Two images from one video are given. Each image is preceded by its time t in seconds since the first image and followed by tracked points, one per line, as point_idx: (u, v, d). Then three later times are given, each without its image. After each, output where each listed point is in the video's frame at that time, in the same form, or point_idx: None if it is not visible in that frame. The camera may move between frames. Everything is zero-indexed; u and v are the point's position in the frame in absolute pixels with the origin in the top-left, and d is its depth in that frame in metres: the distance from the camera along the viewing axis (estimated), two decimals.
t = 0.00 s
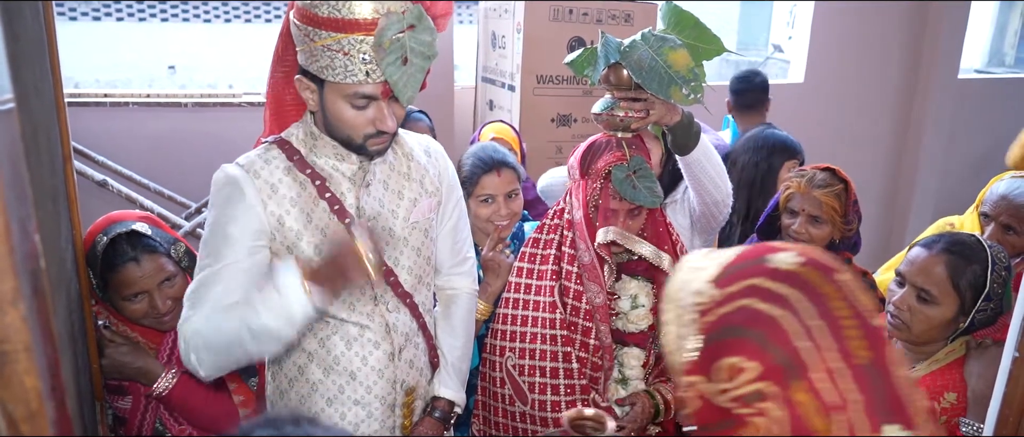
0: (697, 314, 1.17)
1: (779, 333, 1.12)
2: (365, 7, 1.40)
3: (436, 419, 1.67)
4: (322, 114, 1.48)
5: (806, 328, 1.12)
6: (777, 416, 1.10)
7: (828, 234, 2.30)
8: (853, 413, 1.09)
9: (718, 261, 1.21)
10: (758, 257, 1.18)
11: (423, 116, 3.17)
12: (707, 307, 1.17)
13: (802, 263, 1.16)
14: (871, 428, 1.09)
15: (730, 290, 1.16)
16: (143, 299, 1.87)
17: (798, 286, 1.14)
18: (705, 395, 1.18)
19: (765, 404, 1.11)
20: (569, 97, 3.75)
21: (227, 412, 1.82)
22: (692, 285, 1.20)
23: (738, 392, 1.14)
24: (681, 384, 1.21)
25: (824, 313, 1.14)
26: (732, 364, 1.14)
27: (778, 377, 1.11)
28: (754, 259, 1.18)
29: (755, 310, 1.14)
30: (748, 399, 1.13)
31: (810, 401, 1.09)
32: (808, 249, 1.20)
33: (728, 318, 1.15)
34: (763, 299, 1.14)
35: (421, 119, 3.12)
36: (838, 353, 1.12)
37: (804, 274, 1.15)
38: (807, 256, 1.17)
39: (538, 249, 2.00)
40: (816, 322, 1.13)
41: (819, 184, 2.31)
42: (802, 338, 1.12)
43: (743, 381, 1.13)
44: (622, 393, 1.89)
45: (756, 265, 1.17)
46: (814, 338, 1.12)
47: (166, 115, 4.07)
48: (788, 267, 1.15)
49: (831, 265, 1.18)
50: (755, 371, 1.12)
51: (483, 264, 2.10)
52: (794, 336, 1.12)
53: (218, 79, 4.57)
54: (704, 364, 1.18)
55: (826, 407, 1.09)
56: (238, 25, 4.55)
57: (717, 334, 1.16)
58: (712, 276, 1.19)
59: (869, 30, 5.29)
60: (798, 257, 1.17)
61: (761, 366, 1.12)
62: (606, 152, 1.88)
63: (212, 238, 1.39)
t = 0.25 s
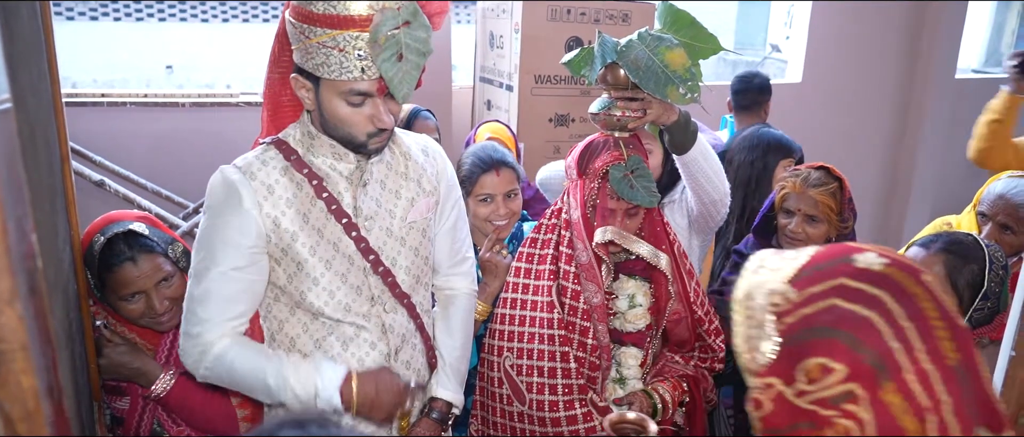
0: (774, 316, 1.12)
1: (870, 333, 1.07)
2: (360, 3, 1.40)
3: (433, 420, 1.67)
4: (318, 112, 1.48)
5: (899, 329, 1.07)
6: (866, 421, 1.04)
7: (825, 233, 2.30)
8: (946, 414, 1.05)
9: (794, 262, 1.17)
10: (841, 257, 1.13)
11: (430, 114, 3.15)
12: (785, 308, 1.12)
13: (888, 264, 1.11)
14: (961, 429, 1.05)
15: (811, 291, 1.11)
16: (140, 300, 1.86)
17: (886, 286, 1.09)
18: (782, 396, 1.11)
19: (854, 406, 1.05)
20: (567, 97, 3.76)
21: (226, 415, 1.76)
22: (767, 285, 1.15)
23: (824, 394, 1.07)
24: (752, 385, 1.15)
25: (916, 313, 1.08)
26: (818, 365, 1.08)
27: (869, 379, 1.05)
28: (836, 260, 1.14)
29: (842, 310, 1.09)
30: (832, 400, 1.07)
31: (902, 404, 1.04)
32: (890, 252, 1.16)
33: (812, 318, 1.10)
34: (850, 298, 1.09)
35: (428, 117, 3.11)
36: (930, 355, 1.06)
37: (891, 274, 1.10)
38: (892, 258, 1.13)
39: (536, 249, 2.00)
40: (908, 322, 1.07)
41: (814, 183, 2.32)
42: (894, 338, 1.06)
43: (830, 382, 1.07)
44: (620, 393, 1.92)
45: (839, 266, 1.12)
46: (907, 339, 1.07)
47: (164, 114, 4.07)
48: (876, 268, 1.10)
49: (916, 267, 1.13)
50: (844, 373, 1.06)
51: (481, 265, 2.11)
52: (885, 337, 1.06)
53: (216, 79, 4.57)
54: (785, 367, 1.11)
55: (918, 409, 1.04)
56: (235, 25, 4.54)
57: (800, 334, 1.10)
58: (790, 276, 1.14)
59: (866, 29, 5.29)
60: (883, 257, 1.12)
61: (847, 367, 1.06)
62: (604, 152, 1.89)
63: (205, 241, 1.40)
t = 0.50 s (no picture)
0: (822, 330, 1.11)
1: (928, 350, 1.07)
2: None
3: (430, 420, 1.67)
4: (314, 109, 1.48)
5: (955, 345, 1.08)
6: None
7: (822, 231, 2.32)
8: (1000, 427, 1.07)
9: (841, 274, 1.15)
10: (892, 268, 1.12)
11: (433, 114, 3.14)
12: (834, 322, 1.11)
13: (941, 277, 1.11)
14: None
15: (862, 305, 1.10)
16: (135, 300, 1.86)
17: (941, 300, 1.09)
18: (830, 411, 1.08)
19: (909, 422, 1.06)
20: (564, 97, 3.76)
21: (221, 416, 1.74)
22: (813, 297, 1.14)
23: (878, 410, 1.07)
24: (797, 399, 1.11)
25: (970, 328, 1.09)
26: (870, 381, 1.07)
27: (922, 394, 1.06)
28: (887, 272, 1.12)
29: (897, 325, 1.08)
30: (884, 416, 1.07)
31: (960, 420, 1.06)
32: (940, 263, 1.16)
33: (864, 333, 1.09)
34: (903, 313, 1.09)
35: (433, 117, 3.12)
36: (985, 369, 1.08)
37: (944, 287, 1.10)
38: (944, 270, 1.12)
39: (533, 248, 2.00)
40: (964, 338, 1.08)
41: (812, 181, 2.33)
42: (950, 354, 1.07)
43: (885, 399, 1.06)
44: (617, 392, 1.92)
45: (891, 278, 1.11)
46: (964, 355, 1.08)
47: (161, 114, 4.07)
48: (930, 282, 1.10)
49: (968, 279, 1.13)
50: (899, 389, 1.06)
51: (479, 265, 2.12)
52: (941, 352, 1.07)
53: (213, 79, 4.56)
54: (837, 381, 1.09)
55: (976, 424, 1.06)
56: (233, 25, 4.54)
57: (852, 349, 1.09)
58: (838, 288, 1.13)
59: (863, 29, 5.31)
60: (935, 269, 1.12)
61: (902, 382, 1.06)
62: (601, 151, 1.90)
63: (202, 240, 1.41)
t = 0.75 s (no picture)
0: (836, 333, 1.11)
1: (944, 354, 1.06)
2: None
3: (425, 423, 1.68)
4: (308, 111, 1.49)
5: (971, 349, 1.07)
6: None
7: (817, 231, 2.32)
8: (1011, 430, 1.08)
9: (856, 277, 1.16)
10: (909, 272, 1.12)
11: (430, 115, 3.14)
12: (849, 324, 1.11)
13: (957, 282, 1.10)
14: None
15: (877, 308, 1.10)
16: (128, 303, 1.86)
17: (958, 306, 1.08)
18: (842, 412, 1.10)
19: (922, 425, 1.06)
20: (559, 98, 3.76)
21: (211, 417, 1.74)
22: (827, 300, 1.14)
23: (891, 413, 1.07)
24: (810, 401, 1.14)
25: (986, 333, 1.08)
26: (884, 384, 1.07)
27: (936, 398, 1.06)
28: (903, 276, 1.12)
29: (913, 329, 1.07)
30: (897, 420, 1.07)
31: (973, 424, 1.06)
32: (957, 267, 1.15)
33: (879, 336, 1.08)
34: (918, 317, 1.08)
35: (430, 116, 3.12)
36: (1000, 374, 1.08)
37: (961, 292, 1.09)
38: (961, 275, 1.12)
39: (528, 250, 2.00)
40: (980, 343, 1.07)
41: (806, 182, 2.33)
42: (966, 358, 1.06)
43: (898, 403, 1.07)
44: (612, 393, 1.94)
45: (907, 282, 1.11)
46: (980, 360, 1.07)
47: (156, 116, 4.06)
48: (947, 286, 1.09)
49: (985, 284, 1.12)
50: (913, 393, 1.06)
51: (474, 266, 2.11)
52: (957, 357, 1.06)
53: (207, 81, 4.55)
54: (850, 385, 1.09)
55: (987, 428, 1.07)
56: (227, 27, 4.53)
57: (866, 353, 1.09)
58: (851, 292, 1.13)
59: (857, 31, 5.33)
60: (950, 274, 1.11)
61: (916, 386, 1.06)
62: (595, 153, 1.90)
63: (197, 244, 1.40)
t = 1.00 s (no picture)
0: (844, 321, 1.15)
1: (949, 346, 1.09)
2: None
3: (422, 420, 1.68)
4: (301, 107, 1.49)
5: (977, 342, 1.10)
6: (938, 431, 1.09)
7: (811, 226, 2.33)
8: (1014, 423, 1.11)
9: (868, 267, 1.19)
10: (920, 265, 1.15)
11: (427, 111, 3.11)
12: (857, 313, 1.15)
13: (968, 275, 1.13)
14: None
15: (886, 298, 1.13)
16: (125, 300, 1.85)
17: (965, 298, 1.11)
18: (847, 401, 1.13)
19: (921, 415, 1.09)
20: (555, 94, 3.76)
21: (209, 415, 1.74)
22: (839, 288, 1.18)
23: (892, 402, 1.11)
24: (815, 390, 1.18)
25: (993, 326, 1.11)
26: (887, 373, 1.11)
27: (939, 389, 1.09)
28: (914, 268, 1.15)
29: (919, 320, 1.11)
30: (899, 409, 1.10)
31: (977, 417, 1.10)
32: (969, 262, 1.18)
33: (885, 326, 1.12)
34: (926, 309, 1.11)
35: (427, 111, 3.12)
36: (1006, 368, 1.11)
37: (969, 286, 1.12)
38: (972, 269, 1.14)
39: (524, 247, 2.00)
40: (986, 336, 1.10)
41: (800, 177, 2.33)
42: (970, 351, 1.09)
43: (901, 392, 1.10)
44: (609, 389, 1.94)
45: (917, 274, 1.14)
46: (985, 353, 1.10)
47: (151, 114, 4.05)
48: (956, 279, 1.12)
49: (995, 279, 1.15)
50: (916, 383, 1.09)
51: (470, 262, 2.12)
52: (962, 349, 1.09)
53: (202, 78, 4.53)
54: (854, 373, 1.14)
55: (989, 419, 1.10)
56: (222, 24, 4.51)
57: (872, 342, 1.12)
58: (862, 280, 1.17)
59: (854, 27, 5.34)
60: (961, 267, 1.14)
61: (919, 376, 1.09)
62: (590, 149, 1.90)
63: (192, 243, 1.40)
